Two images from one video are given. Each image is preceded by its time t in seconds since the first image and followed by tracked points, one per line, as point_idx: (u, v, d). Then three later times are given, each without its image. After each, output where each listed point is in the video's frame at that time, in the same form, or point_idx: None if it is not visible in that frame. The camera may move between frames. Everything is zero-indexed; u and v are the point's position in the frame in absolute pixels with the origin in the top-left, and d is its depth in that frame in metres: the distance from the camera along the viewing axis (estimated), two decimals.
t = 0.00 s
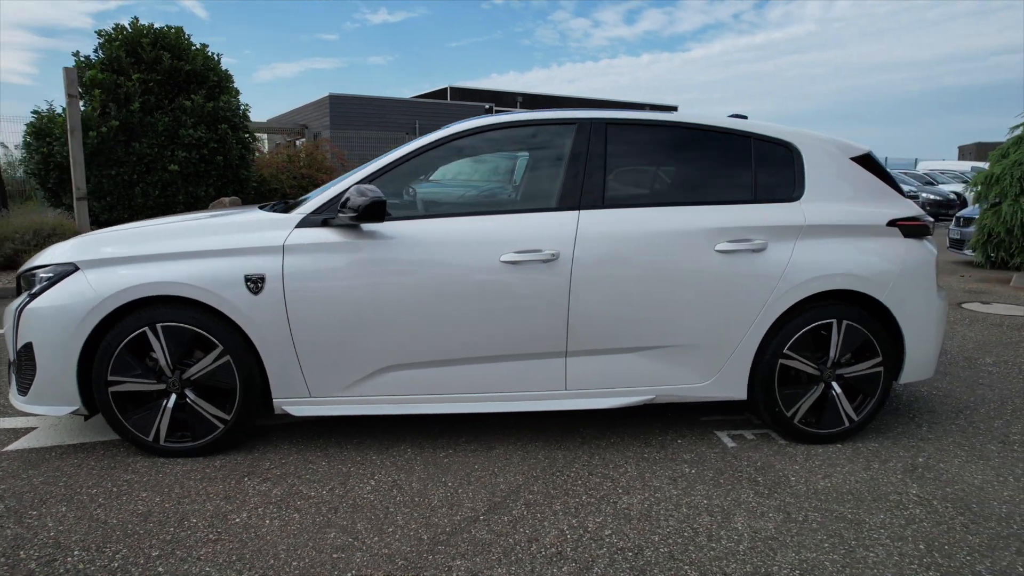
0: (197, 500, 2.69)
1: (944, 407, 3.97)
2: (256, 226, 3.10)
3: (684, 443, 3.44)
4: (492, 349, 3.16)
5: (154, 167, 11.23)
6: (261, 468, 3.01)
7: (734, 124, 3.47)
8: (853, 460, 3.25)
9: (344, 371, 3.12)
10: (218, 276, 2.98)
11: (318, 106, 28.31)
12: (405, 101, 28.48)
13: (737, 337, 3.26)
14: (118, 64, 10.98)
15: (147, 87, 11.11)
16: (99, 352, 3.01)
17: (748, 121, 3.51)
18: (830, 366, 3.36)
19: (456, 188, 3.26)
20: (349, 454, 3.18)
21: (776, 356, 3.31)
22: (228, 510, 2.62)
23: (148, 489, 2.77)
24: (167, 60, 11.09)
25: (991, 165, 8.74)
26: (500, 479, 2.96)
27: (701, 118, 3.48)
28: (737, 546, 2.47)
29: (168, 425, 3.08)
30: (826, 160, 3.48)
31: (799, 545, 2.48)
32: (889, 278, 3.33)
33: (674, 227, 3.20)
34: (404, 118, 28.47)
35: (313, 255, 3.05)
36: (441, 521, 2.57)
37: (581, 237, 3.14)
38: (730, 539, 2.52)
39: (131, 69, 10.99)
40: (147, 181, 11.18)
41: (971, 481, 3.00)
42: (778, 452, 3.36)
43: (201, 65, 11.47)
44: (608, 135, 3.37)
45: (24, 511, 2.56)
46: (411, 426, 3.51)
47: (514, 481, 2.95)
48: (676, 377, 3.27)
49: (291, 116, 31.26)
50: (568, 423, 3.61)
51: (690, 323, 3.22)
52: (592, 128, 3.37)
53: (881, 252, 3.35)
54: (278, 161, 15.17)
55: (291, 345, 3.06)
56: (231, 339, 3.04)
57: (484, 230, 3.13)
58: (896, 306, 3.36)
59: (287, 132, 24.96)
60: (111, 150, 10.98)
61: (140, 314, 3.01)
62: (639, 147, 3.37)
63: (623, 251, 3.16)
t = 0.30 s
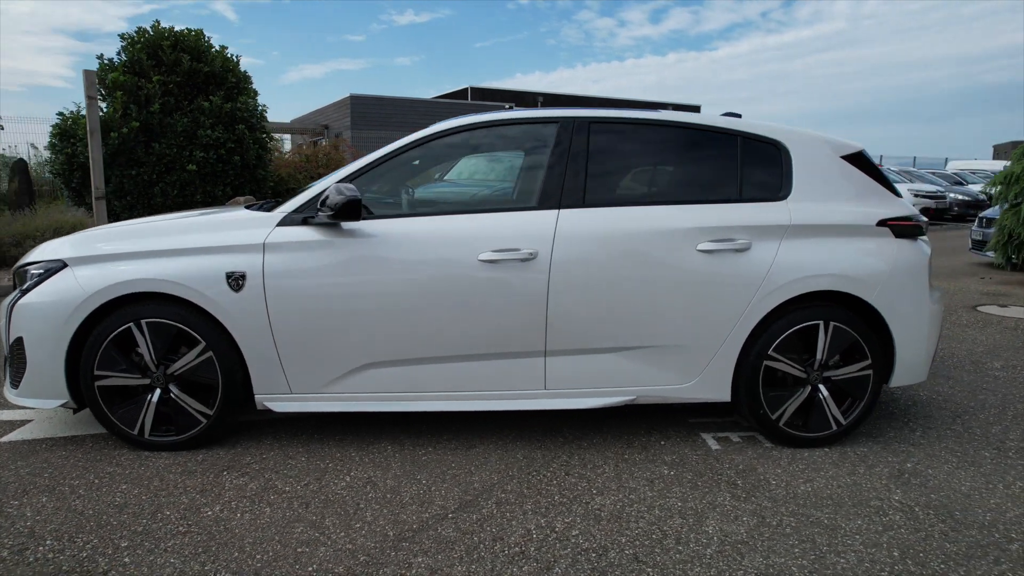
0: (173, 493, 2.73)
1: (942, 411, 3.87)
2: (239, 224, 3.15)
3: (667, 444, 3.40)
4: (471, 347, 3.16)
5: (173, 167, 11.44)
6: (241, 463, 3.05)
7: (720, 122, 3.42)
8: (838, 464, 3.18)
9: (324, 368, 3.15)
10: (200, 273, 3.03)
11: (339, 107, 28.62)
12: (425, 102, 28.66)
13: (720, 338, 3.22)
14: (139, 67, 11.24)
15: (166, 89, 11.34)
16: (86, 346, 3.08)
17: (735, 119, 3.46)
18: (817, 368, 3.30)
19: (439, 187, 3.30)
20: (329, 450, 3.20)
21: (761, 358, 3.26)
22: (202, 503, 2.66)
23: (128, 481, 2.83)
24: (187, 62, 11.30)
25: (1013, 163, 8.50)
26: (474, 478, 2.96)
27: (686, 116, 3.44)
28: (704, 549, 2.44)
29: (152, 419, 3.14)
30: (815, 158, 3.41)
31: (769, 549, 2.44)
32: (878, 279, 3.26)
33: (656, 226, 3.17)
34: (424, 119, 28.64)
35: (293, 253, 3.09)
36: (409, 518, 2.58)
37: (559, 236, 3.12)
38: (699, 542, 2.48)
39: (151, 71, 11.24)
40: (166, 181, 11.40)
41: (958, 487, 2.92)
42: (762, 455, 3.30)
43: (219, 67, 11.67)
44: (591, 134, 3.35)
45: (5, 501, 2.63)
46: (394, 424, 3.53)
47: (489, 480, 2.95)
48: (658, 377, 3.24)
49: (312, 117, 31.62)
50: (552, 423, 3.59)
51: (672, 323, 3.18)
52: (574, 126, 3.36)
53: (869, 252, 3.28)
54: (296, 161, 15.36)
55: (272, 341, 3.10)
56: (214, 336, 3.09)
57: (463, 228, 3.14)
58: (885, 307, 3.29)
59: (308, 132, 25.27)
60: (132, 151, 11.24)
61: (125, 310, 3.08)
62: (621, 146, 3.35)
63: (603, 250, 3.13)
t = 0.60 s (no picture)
0: (151, 485, 2.79)
1: (938, 417, 3.77)
2: (223, 222, 3.22)
3: (649, 446, 3.38)
4: (449, 346, 3.18)
5: (192, 167, 11.66)
6: (221, 457, 3.11)
7: (704, 120, 3.38)
8: (821, 469, 3.12)
9: (304, 365, 3.19)
10: (183, 271, 3.10)
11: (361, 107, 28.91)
12: (445, 102, 28.80)
13: (700, 338, 3.19)
14: (160, 69, 11.49)
15: (187, 91, 11.54)
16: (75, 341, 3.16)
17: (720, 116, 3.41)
18: (801, 371, 3.25)
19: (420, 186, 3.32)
20: (309, 446, 3.24)
21: (743, 359, 3.22)
22: (177, 495, 2.71)
23: (109, 473, 2.90)
24: (206, 64, 11.51)
25: None
26: (448, 476, 2.97)
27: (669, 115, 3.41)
28: (668, 552, 2.42)
29: (138, 413, 3.21)
30: (801, 157, 3.35)
31: (734, 553, 2.41)
32: (864, 280, 3.20)
33: (635, 226, 3.15)
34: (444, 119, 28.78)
35: (273, 252, 3.13)
36: (376, 515, 2.60)
37: (537, 235, 3.12)
38: (664, 544, 2.46)
39: (172, 74, 11.47)
40: (185, 181, 11.64)
41: (941, 495, 2.85)
42: (744, 458, 3.26)
43: (238, 69, 11.86)
44: (572, 133, 3.34)
45: None
46: (377, 421, 3.56)
47: (462, 478, 2.96)
48: (637, 378, 3.22)
49: (335, 117, 31.99)
50: (534, 423, 3.59)
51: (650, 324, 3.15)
52: (556, 125, 3.35)
53: (855, 253, 3.22)
54: (314, 161, 15.55)
55: (252, 337, 3.15)
56: (197, 332, 3.15)
57: (441, 227, 3.15)
58: (872, 310, 3.22)
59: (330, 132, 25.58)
60: (153, 151, 11.52)
61: (112, 306, 3.15)
62: (602, 145, 3.33)
63: (580, 250, 3.12)
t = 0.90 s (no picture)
0: (129, 476, 2.86)
1: (931, 422, 3.68)
2: (207, 221, 3.29)
3: (628, 446, 3.35)
4: (426, 344, 3.19)
5: (211, 167, 11.90)
6: (202, 450, 3.16)
7: (686, 118, 3.35)
8: (800, 472, 3.07)
9: (284, 361, 3.24)
10: (167, 267, 3.17)
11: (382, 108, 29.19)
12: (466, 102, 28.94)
13: (679, 339, 3.15)
14: (182, 71, 11.76)
15: (207, 92, 11.76)
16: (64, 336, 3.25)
17: (702, 115, 3.38)
18: (783, 373, 3.19)
19: (400, 187, 3.36)
20: (289, 441, 3.29)
21: (722, 360, 3.17)
22: (152, 487, 2.77)
23: (91, 464, 2.97)
24: (226, 66, 11.74)
25: None
26: (421, 472, 2.99)
27: (651, 113, 3.39)
28: (628, 553, 2.40)
29: (124, 406, 3.28)
30: (785, 155, 3.30)
31: (695, 555, 2.38)
32: (848, 281, 3.13)
33: (612, 225, 3.12)
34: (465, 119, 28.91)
35: (254, 249, 3.18)
36: (342, 509, 2.63)
37: (513, 234, 3.12)
38: (625, 545, 2.45)
39: (192, 75, 11.72)
40: (205, 180, 11.90)
41: (920, 501, 2.78)
42: (723, 460, 3.21)
43: (257, 70, 12.07)
44: (551, 133, 3.34)
45: None
46: (360, 417, 3.60)
47: (434, 475, 2.97)
48: (615, 378, 3.20)
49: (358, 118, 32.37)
50: (515, 422, 3.59)
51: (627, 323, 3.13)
52: (535, 124, 3.35)
53: (839, 253, 3.15)
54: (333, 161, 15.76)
55: (233, 333, 3.21)
56: (181, 327, 3.22)
57: (418, 225, 3.17)
58: (857, 311, 3.15)
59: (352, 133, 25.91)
60: (173, 152, 11.77)
61: (99, 301, 3.23)
62: (582, 143, 3.32)
63: (557, 249, 3.11)
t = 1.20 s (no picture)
0: (112, 468, 2.93)
1: (926, 428, 3.58)
2: (195, 220, 3.37)
3: (609, 447, 3.33)
4: (406, 342, 3.22)
5: (232, 168, 12.23)
6: (186, 443, 3.23)
7: (668, 117, 3.33)
8: (780, 477, 3.02)
9: (267, 357, 3.29)
10: (155, 265, 3.25)
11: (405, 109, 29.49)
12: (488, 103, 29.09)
13: (658, 339, 3.13)
14: (204, 75, 12.06)
15: (228, 94, 12.05)
16: (58, 330, 3.35)
17: (686, 114, 3.35)
18: (765, 375, 3.14)
19: (382, 186, 3.38)
20: (273, 436, 3.34)
21: (702, 362, 3.13)
22: (132, 478, 2.84)
23: (78, 455, 3.06)
24: (247, 69, 12.00)
25: None
26: (396, 469, 3.01)
27: (633, 112, 3.37)
28: (590, 554, 2.38)
29: (115, 399, 3.37)
30: (770, 154, 3.25)
31: (658, 557, 2.36)
32: (832, 282, 3.07)
33: (591, 224, 3.11)
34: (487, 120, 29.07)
35: (239, 247, 3.25)
36: (312, 504, 2.67)
37: (491, 233, 3.12)
38: (589, 545, 2.44)
39: (215, 78, 12.00)
40: (225, 181, 12.24)
41: (900, 508, 2.71)
42: (703, 463, 3.17)
43: (277, 73, 12.30)
44: (532, 133, 3.35)
45: None
46: (345, 414, 3.64)
47: (409, 472, 2.99)
48: (594, 378, 3.19)
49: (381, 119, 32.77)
50: (498, 421, 3.60)
51: (605, 324, 3.12)
52: (516, 123, 3.36)
53: (824, 254, 3.09)
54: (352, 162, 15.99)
55: (218, 329, 3.27)
56: (168, 323, 3.29)
57: (398, 224, 3.20)
58: (841, 313, 3.09)
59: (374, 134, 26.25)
60: (195, 152, 12.13)
61: (91, 297, 3.32)
62: (562, 143, 3.32)
63: (534, 248, 3.11)
